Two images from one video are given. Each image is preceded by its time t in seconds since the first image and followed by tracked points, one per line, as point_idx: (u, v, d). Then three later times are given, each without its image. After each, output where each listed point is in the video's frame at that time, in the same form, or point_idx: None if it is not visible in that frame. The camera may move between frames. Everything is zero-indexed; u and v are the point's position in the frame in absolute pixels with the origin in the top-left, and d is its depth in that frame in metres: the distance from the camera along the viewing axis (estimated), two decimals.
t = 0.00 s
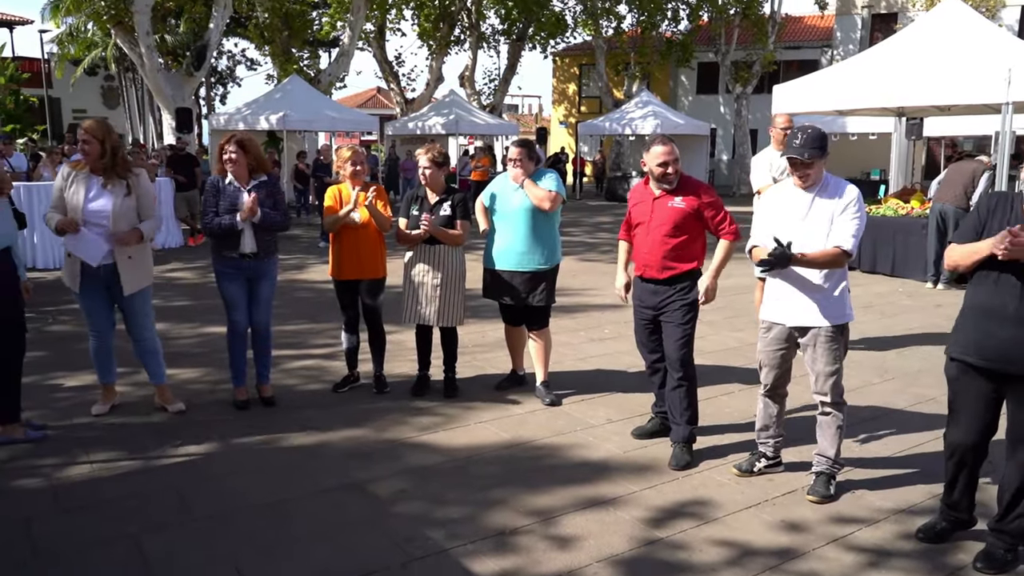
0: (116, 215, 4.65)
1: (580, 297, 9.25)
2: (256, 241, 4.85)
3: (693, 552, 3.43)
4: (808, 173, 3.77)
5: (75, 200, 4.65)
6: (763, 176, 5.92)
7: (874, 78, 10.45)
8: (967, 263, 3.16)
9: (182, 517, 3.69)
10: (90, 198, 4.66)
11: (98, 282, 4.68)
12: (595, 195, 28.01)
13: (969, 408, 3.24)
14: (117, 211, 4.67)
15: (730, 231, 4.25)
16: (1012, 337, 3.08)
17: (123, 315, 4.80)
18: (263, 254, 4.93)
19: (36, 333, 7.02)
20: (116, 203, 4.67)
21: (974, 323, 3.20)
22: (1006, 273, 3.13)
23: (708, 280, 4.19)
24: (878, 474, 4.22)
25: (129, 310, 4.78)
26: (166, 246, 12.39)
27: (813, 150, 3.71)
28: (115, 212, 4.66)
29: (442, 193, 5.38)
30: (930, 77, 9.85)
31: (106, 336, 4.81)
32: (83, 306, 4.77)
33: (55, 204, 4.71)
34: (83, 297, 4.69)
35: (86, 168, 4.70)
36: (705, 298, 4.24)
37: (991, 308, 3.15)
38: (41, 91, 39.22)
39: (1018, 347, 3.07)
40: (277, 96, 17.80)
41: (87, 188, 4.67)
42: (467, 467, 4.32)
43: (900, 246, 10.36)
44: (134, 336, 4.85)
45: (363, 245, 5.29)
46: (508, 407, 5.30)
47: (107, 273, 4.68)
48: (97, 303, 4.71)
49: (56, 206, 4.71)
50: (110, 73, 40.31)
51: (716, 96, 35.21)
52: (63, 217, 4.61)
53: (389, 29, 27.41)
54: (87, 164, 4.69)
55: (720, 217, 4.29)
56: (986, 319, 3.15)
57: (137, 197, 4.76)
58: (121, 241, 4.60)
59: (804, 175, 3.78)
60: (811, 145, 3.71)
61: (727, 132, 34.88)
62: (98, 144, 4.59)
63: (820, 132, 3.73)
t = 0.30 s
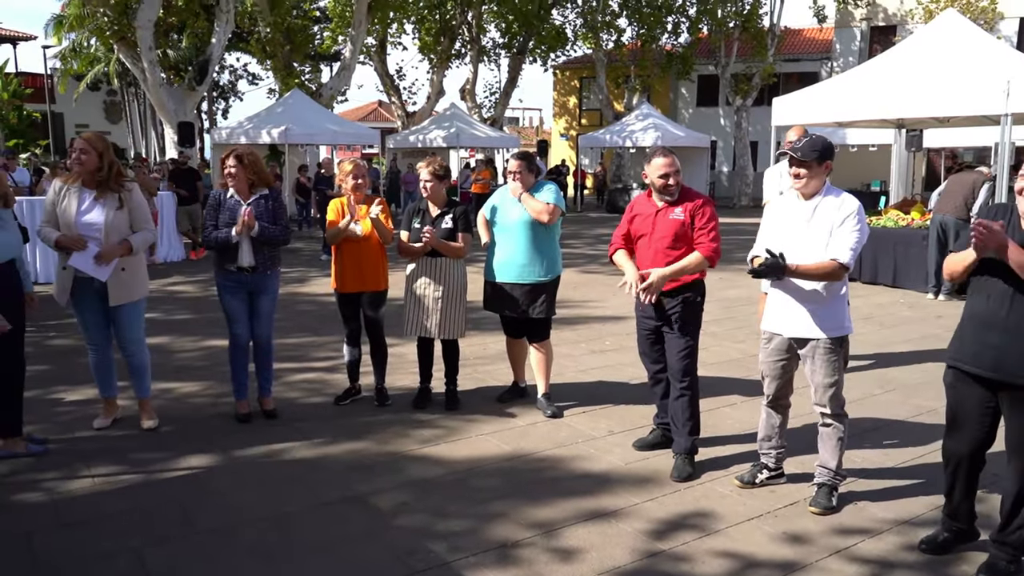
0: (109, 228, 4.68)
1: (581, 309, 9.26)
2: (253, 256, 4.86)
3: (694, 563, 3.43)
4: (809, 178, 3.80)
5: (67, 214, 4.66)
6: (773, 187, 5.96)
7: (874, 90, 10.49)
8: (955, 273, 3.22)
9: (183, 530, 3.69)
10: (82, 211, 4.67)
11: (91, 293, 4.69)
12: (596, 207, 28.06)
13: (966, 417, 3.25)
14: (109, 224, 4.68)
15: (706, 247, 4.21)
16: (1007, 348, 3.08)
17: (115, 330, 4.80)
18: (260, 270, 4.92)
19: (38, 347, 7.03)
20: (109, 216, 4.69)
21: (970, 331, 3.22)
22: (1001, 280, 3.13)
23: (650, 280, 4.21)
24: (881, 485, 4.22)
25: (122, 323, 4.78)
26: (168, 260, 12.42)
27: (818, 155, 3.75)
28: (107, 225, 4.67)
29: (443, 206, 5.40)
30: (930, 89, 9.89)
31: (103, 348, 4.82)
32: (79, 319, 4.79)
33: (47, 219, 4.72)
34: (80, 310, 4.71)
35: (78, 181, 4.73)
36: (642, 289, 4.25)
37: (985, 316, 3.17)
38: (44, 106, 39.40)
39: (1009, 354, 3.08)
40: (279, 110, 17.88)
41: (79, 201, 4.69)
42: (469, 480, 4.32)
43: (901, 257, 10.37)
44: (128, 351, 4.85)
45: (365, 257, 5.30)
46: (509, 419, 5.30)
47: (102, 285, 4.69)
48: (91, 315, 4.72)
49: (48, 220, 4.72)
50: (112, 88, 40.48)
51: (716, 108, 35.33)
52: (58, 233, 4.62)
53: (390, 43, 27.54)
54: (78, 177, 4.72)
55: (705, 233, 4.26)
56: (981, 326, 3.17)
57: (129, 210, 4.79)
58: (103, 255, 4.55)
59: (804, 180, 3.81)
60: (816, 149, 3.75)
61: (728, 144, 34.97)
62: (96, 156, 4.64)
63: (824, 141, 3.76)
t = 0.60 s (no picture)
0: (116, 236, 4.69)
1: (583, 316, 9.27)
2: (255, 264, 4.87)
3: (696, 570, 3.43)
4: (814, 184, 3.81)
5: (74, 223, 4.68)
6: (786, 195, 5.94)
7: (874, 96, 10.51)
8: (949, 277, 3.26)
9: (185, 537, 3.69)
10: (88, 219, 4.69)
11: (97, 302, 4.69)
12: (597, 214, 28.11)
13: (964, 421, 3.27)
14: (116, 232, 4.70)
15: (702, 252, 4.21)
16: (1000, 350, 3.09)
17: (119, 337, 4.80)
18: (263, 277, 4.94)
19: (40, 355, 7.04)
20: (115, 224, 4.71)
21: (965, 334, 3.24)
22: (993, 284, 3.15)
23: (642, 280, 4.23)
24: (883, 492, 4.21)
25: (126, 331, 4.78)
26: (170, 267, 12.46)
27: (823, 162, 3.77)
28: (114, 232, 4.69)
29: (445, 213, 5.41)
30: (930, 95, 9.91)
31: (104, 357, 4.80)
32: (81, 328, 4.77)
33: (53, 228, 4.72)
34: (81, 318, 4.71)
35: (85, 190, 4.74)
36: (634, 291, 4.26)
37: (977, 319, 3.19)
38: (47, 114, 39.50)
39: (997, 354, 3.10)
40: (280, 118, 17.92)
41: (85, 210, 4.70)
42: (471, 487, 4.32)
43: (902, 263, 10.37)
44: (130, 359, 4.85)
45: (368, 264, 5.31)
46: (512, 426, 5.31)
47: (107, 292, 4.70)
48: (95, 324, 4.72)
49: (54, 229, 4.72)
50: (114, 97, 40.60)
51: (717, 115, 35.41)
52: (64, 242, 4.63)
53: (391, 51, 27.62)
54: (86, 186, 4.73)
55: (701, 240, 4.26)
56: (974, 329, 3.19)
57: (135, 217, 4.82)
58: (109, 260, 4.61)
59: (808, 186, 3.82)
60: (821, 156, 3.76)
61: (728, 150, 35.03)
62: (102, 165, 4.66)
63: (828, 147, 3.80)
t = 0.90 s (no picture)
0: (121, 235, 4.71)
1: (583, 320, 9.28)
2: (257, 266, 4.89)
3: None
4: (816, 193, 3.82)
5: (79, 224, 4.69)
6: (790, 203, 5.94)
7: (877, 104, 10.52)
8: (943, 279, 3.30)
9: (185, 538, 3.69)
10: (93, 221, 4.70)
11: (98, 302, 4.69)
12: (598, 220, 28.13)
13: (959, 428, 3.29)
14: (121, 232, 4.72)
15: (708, 260, 4.22)
16: (989, 356, 3.11)
17: (119, 336, 4.81)
18: (265, 279, 4.95)
19: (41, 354, 7.05)
20: (120, 224, 4.72)
21: (954, 338, 3.26)
22: (982, 289, 3.16)
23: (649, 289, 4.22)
24: (882, 500, 4.21)
25: (127, 331, 4.79)
26: (172, 268, 12.47)
27: (825, 172, 3.78)
28: (119, 232, 4.71)
29: (447, 217, 5.43)
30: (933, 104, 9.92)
31: (98, 360, 4.76)
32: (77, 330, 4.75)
33: (57, 229, 4.73)
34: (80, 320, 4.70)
35: (90, 191, 4.76)
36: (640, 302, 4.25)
37: (966, 324, 3.21)
38: (50, 114, 39.55)
39: (985, 360, 3.12)
40: (283, 120, 17.95)
41: (90, 211, 4.72)
42: (470, 490, 4.32)
43: (903, 272, 10.38)
44: (128, 359, 4.85)
45: (369, 267, 5.33)
46: (511, 431, 5.31)
47: (111, 293, 4.70)
48: (92, 325, 4.70)
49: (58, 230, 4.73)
50: (118, 97, 40.67)
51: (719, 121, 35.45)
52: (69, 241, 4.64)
53: (395, 54, 27.66)
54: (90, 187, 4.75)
55: (707, 248, 4.27)
56: (963, 334, 3.21)
57: (140, 217, 4.82)
58: (113, 257, 4.60)
59: (811, 196, 3.83)
60: (823, 165, 3.77)
61: (730, 157, 35.07)
62: (106, 167, 4.68)
63: (830, 156, 3.81)
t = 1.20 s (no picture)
0: (114, 231, 4.72)
1: (584, 321, 9.28)
2: (258, 265, 4.89)
3: None
4: (817, 195, 3.82)
5: (71, 219, 4.69)
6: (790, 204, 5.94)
7: (879, 106, 10.52)
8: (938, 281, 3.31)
9: (184, 536, 3.69)
10: (86, 216, 4.71)
11: (89, 299, 4.68)
12: (599, 220, 28.15)
13: (957, 428, 3.29)
14: (113, 228, 4.72)
15: (704, 263, 4.20)
16: (984, 357, 3.11)
17: (109, 334, 4.80)
18: (265, 278, 4.95)
19: (41, 352, 7.05)
20: (113, 221, 4.73)
21: (948, 339, 3.26)
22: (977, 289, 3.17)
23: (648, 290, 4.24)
24: (882, 503, 4.21)
25: (118, 328, 4.78)
26: (173, 266, 12.47)
27: (826, 174, 3.78)
28: (112, 229, 4.71)
29: (449, 216, 5.43)
30: (934, 107, 9.91)
31: (90, 357, 4.75)
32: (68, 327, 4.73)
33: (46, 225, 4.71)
34: (71, 316, 4.68)
35: (82, 187, 4.76)
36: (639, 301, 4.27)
37: (959, 325, 3.21)
38: (52, 112, 39.57)
39: (980, 360, 3.12)
40: (285, 119, 17.96)
41: (82, 207, 4.72)
42: (470, 490, 4.33)
43: (904, 275, 10.38)
44: (121, 357, 4.85)
45: (369, 266, 5.32)
46: (511, 431, 5.31)
47: (102, 290, 4.69)
48: (84, 322, 4.69)
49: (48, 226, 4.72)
50: (120, 95, 40.68)
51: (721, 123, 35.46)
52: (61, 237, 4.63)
53: (397, 54, 27.66)
54: (82, 183, 4.75)
55: (705, 250, 4.25)
56: (957, 335, 3.21)
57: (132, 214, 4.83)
58: (110, 253, 4.61)
59: (811, 197, 3.84)
60: (822, 167, 3.77)
61: (732, 159, 35.06)
62: (100, 162, 4.69)
63: (831, 158, 3.81)
